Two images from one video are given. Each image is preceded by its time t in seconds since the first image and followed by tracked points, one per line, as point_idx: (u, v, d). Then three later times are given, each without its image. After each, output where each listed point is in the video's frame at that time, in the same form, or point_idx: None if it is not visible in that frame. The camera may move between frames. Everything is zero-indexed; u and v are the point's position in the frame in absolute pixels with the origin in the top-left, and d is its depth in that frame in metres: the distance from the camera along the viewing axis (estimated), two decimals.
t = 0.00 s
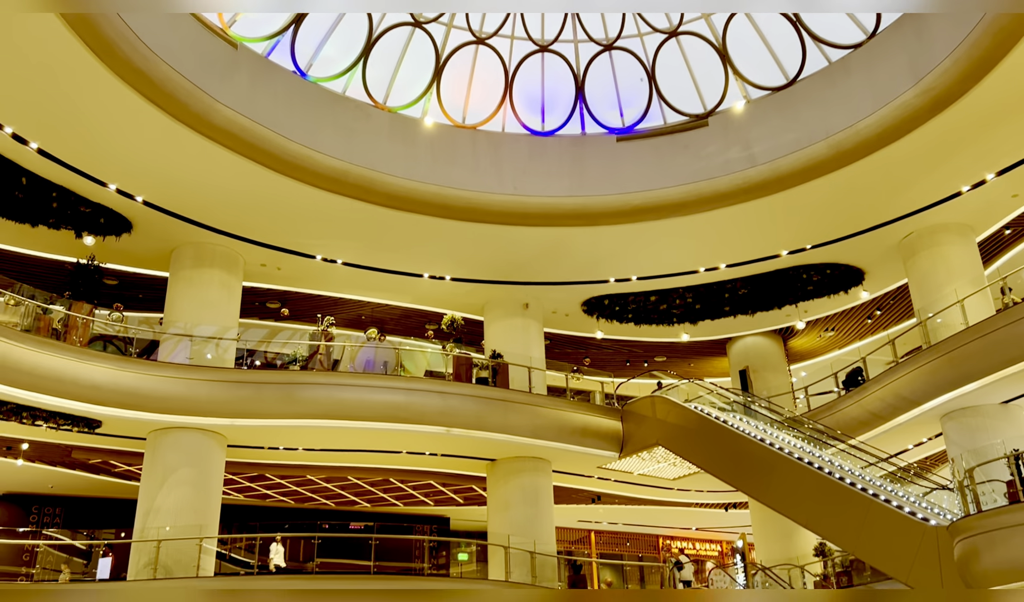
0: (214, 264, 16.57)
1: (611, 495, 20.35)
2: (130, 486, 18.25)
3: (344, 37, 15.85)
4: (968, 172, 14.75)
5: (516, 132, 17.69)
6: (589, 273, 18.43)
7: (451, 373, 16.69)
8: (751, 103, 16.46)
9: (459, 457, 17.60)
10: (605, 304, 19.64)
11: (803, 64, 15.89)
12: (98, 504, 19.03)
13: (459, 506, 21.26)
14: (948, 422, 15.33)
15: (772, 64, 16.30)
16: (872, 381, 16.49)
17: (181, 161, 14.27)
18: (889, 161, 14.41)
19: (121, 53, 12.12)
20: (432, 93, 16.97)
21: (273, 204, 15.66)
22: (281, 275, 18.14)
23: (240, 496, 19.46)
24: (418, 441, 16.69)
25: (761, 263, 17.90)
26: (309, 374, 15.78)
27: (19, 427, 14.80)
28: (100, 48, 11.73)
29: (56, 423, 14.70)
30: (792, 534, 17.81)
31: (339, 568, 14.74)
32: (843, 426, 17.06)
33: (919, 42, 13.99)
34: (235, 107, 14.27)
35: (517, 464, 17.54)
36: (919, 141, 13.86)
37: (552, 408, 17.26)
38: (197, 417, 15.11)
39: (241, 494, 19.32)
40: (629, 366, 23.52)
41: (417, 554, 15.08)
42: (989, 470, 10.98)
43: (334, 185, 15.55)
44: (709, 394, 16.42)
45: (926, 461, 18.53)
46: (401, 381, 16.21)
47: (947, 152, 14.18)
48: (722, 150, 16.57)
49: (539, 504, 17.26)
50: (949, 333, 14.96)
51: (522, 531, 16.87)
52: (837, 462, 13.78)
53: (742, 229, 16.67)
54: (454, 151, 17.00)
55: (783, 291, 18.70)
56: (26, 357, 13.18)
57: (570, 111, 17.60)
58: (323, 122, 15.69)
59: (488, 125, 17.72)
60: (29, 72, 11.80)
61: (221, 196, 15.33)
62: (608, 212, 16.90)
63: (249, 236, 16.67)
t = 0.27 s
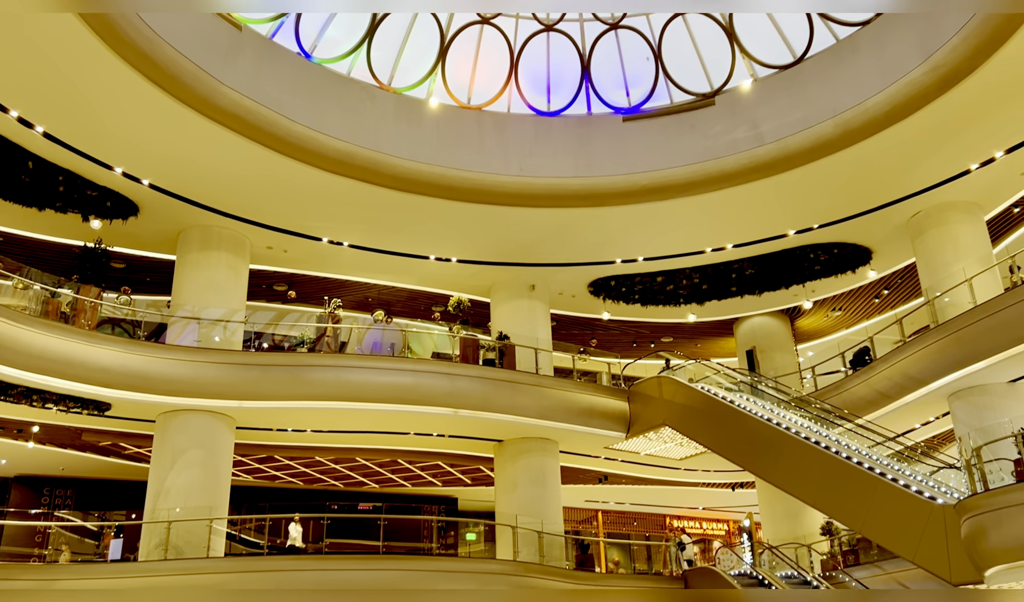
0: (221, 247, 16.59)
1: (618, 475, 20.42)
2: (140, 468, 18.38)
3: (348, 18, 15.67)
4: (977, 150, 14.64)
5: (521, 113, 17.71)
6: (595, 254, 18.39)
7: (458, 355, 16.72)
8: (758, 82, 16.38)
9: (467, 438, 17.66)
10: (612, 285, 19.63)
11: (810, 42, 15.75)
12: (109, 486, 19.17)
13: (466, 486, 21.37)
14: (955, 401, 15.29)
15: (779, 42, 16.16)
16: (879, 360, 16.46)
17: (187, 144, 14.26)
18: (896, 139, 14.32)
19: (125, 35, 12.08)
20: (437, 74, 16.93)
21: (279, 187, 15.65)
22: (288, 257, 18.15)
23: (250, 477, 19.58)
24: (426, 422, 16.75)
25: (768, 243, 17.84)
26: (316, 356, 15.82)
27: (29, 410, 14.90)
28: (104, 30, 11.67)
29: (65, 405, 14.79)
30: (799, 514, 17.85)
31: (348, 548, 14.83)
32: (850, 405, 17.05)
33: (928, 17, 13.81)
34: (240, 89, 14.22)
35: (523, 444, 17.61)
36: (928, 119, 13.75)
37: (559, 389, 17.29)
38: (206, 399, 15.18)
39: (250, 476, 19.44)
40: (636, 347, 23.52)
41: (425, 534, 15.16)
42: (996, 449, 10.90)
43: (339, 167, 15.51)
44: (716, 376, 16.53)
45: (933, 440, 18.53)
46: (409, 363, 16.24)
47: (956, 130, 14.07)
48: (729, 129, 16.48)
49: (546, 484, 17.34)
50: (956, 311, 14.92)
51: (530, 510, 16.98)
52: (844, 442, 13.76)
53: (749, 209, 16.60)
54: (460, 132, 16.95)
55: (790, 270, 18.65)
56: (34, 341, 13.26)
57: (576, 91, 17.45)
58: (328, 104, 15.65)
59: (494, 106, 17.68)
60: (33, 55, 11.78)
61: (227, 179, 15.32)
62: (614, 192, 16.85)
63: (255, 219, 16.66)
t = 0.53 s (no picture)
0: (229, 230, 16.62)
1: (627, 455, 20.48)
2: (151, 450, 18.51)
3: None
4: (988, 126, 14.52)
5: (528, 92, 17.59)
6: (603, 234, 18.36)
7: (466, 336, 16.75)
8: (766, 60, 16.26)
9: (476, 419, 17.72)
10: (620, 266, 19.60)
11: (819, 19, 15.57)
12: (121, 468, 19.33)
13: (476, 467, 21.46)
14: (965, 379, 15.24)
15: (787, 18, 15.99)
16: (888, 339, 16.43)
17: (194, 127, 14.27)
18: (905, 117, 14.23)
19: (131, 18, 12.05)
20: (443, 55, 16.84)
21: (286, 169, 15.64)
22: (296, 240, 18.17)
23: (260, 459, 19.71)
24: (435, 403, 16.80)
25: (777, 222, 17.77)
26: (326, 338, 15.88)
27: (41, 393, 15.00)
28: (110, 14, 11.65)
29: (77, 388, 14.89)
30: (808, 493, 17.90)
31: (359, 529, 14.96)
32: (860, 384, 17.04)
33: None
34: (247, 72, 14.20)
35: (532, 425, 17.65)
36: (939, 96, 13.64)
37: (568, 370, 17.32)
38: (216, 381, 15.27)
39: (261, 457, 19.57)
40: (644, 327, 23.52)
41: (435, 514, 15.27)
42: (1006, 427, 10.81)
43: (346, 148, 15.50)
44: (724, 355, 16.50)
45: (943, 418, 18.52)
46: (417, 345, 16.28)
47: (967, 107, 13.95)
48: (738, 108, 16.40)
49: (555, 464, 17.41)
50: (967, 290, 14.85)
51: (539, 490, 17.12)
52: (853, 421, 13.67)
53: (758, 188, 16.53)
54: (467, 112, 16.90)
55: (799, 249, 18.58)
56: (44, 324, 13.40)
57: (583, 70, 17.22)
58: (334, 85, 15.61)
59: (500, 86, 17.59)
60: (40, 39, 11.79)
61: (234, 162, 15.33)
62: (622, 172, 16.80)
63: (263, 201, 16.67)
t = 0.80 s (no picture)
0: (240, 213, 16.65)
1: (639, 435, 20.53)
2: (166, 432, 18.67)
3: None
4: (1003, 102, 14.35)
5: (538, 71, 17.35)
6: (614, 214, 18.30)
7: (477, 318, 16.80)
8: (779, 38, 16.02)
9: (488, 400, 17.78)
10: (631, 246, 19.57)
11: None
12: (136, 450, 19.52)
13: (488, 448, 21.56)
14: (977, 358, 15.14)
15: None
16: (901, 317, 16.35)
17: (205, 110, 14.30)
18: (917, 94, 14.10)
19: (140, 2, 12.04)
20: (451, 36, 16.59)
21: (296, 152, 15.66)
22: (307, 222, 18.20)
23: (274, 440, 19.86)
24: (447, 384, 16.86)
25: (789, 201, 17.68)
26: (338, 320, 15.96)
27: (57, 376, 15.13)
28: None
29: (92, 372, 15.02)
30: (820, 471, 17.92)
31: (373, 509, 15.09)
32: (872, 363, 16.98)
33: None
34: (256, 55, 14.18)
35: (544, 405, 17.67)
36: (953, 72, 13.50)
37: (579, 351, 17.33)
38: (230, 363, 15.37)
39: (274, 438, 19.72)
40: (655, 308, 23.48)
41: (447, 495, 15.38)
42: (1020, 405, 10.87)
43: (356, 131, 15.50)
44: (736, 335, 16.42)
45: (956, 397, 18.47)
46: (429, 327, 16.34)
47: (982, 83, 13.79)
48: (749, 86, 16.27)
49: (567, 444, 17.45)
50: (981, 268, 14.69)
51: (551, 471, 17.11)
52: (866, 399, 13.63)
53: (769, 167, 16.45)
54: (477, 92, 16.84)
55: (811, 228, 18.49)
56: (58, 308, 13.62)
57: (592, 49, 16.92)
58: (343, 67, 15.58)
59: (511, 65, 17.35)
60: (50, 25, 11.82)
61: (245, 145, 15.35)
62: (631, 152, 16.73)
63: (274, 184, 16.70)
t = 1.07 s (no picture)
0: (254, 195, 16.66)
1: (654, 414, 20.53)
2: (185, 413, 18.83)
3: None
4: None
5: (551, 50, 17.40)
6: (628, 193, 18.21)
7: (491, 298, 16.80)
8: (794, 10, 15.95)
9: (503, 380, 17.81)
10: (645, 225, 19.47)
11: None
12: (155, 432, 19.71)
13: (504, 427, 21.63)
14: (996, 334, 15.00)
15: None
16: (918, 294, 16.22)
17: (217, 93, 14.29)
18: (935, 67, 13.90)
19: None
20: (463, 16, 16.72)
21: (309, 134, 15.65)
22: (321, 204, 18.21)
23: (291, 421, 19.98)
24: (462, 365, 16.88)
25: (804, 177, 17.52)
26: (353, 302, 15.99)
27: (76, 359, 15.28)
28: None
29: (110, 355, 15.15)
30: (836, 449, 17.89)
31: (390, 489, 15.19)
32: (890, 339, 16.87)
33: None
34: (267, 37, 14.13)
35: (559, 385, 17.66)
36: (971, 46, 13.26)
37: (594, 331, 17.30)
38: (247, 345, 15.45)
39: (292, 419, 19.84)
40: (670, 287, 23.39)
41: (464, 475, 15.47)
42: None
43: (368, 112, 15.45)
44: (752, 314, 16.30)
45: (974, 374, 18.34)
46: (443, 308, 16.35)
47: (1002, 56, 13.55)
48: (765, 61, 16.17)
49: (582, 424, 17.46)
50: (999, 244, 14.58)
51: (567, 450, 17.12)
52: (883, 376, 13.56)
53: (784, 144, 16.31)
54: (489, 72, 16.80)
55: (828, 205, 18.34)
56: (75, 291, 13.79)
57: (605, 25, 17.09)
58: (355, 48, 15.52)
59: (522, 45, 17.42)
60: (62, 10, 11.82)
61: (258, 127, 15.35)
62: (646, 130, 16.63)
63: (287, 166, 16.70)
